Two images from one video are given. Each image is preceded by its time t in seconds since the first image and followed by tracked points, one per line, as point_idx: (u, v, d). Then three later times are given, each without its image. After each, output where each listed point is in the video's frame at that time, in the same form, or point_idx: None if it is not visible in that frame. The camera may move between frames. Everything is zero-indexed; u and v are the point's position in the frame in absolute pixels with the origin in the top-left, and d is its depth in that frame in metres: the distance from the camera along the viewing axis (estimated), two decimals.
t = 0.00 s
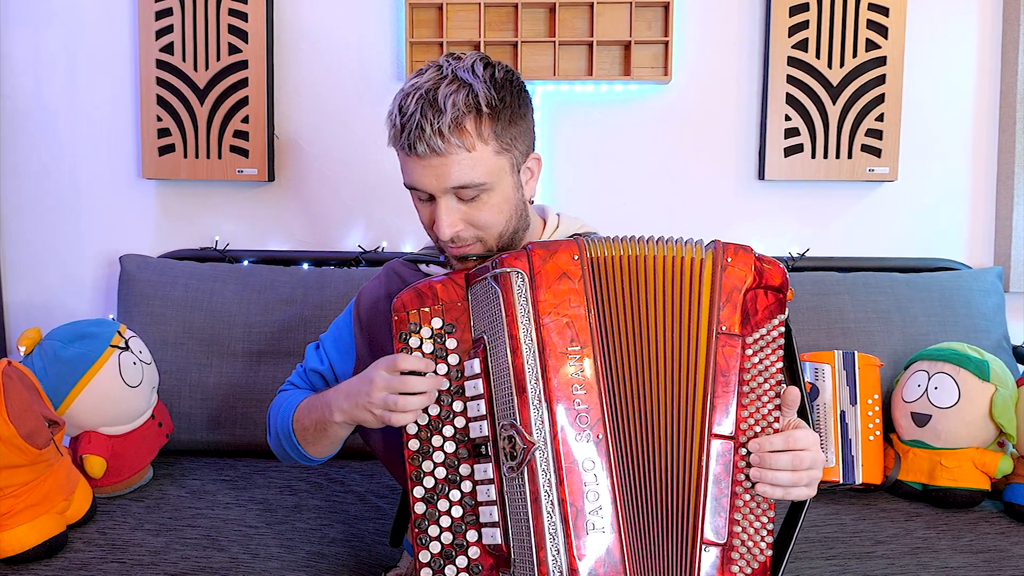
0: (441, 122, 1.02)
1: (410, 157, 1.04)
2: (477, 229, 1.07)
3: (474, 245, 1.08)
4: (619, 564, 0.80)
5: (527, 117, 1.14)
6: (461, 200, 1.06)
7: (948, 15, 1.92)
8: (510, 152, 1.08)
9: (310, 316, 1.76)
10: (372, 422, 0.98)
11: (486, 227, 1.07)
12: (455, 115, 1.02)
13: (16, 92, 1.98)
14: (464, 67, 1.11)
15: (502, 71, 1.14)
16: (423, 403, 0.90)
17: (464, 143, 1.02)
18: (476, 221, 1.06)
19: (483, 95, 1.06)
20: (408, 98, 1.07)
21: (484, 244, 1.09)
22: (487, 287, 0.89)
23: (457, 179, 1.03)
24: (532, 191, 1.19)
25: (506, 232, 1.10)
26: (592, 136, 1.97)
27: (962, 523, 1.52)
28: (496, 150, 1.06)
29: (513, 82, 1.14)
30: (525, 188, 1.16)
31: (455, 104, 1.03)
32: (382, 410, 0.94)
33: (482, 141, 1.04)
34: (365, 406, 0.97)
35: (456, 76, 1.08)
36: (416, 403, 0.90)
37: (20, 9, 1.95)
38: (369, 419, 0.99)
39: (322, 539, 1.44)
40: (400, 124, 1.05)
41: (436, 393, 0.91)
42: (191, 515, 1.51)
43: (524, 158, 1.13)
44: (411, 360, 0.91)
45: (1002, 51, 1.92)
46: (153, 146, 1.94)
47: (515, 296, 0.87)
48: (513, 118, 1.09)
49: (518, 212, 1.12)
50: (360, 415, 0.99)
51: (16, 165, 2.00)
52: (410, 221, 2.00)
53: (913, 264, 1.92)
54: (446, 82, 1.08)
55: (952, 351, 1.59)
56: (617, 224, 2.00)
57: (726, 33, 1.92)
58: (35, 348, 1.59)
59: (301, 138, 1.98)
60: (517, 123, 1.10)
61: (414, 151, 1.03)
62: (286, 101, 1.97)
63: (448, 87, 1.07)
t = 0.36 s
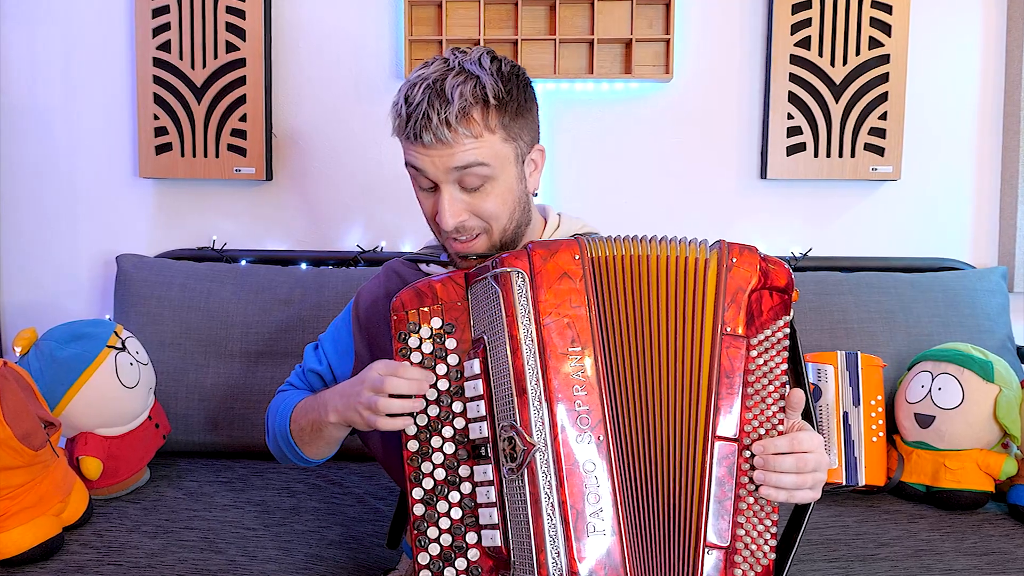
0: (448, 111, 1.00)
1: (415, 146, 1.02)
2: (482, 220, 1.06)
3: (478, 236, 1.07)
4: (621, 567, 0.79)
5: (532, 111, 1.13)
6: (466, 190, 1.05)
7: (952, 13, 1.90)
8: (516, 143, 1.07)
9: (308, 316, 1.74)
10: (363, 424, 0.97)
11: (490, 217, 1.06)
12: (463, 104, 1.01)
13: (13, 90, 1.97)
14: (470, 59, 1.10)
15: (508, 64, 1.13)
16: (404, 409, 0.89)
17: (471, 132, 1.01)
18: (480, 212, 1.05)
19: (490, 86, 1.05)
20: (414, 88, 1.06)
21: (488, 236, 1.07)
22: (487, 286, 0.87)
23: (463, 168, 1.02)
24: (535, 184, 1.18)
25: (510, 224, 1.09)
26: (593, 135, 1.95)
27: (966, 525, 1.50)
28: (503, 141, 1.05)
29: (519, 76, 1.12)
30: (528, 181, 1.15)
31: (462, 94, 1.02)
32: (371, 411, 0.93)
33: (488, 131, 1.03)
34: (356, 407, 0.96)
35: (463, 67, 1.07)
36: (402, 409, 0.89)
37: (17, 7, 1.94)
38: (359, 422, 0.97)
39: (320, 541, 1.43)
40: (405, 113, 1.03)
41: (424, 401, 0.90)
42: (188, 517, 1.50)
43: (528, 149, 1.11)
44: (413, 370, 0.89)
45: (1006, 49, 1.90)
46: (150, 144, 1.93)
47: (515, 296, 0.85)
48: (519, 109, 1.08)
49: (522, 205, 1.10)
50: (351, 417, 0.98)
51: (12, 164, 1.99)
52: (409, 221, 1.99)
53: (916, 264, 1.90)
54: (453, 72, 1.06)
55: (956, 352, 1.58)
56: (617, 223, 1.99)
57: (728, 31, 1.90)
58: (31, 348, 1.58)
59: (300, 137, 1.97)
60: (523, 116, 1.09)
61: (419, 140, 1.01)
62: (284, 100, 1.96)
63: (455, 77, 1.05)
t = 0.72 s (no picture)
0: (464, 92, 1.00)
1: (429, 127, 1.02)
2: (493, 205, 1.05)
3: (489, 222, 1.06)
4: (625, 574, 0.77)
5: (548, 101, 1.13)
6: (478, 175, 1.04)
7: (956, 10, 1.89)
8: (530, 129, 1.07)
9: (307, 317, 1.73)
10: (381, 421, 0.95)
11: (503, 203, 1.05)
12: (479, 85, 1.01)
13: (9, 89, 1.96)
14: (487, 46, 1.10)
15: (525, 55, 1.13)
16: (438, 404, 0.87)
17: (486, 114, 1.01)
18: (492, 197, 1.04)
19: (507, 70, 1.05)
20: (430, 71, 1.06)
21: (499, 222, 1.07)
22: (492, 287, 0.86)
23: (476, 150, 1.01)
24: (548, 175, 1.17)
25: (522, 211, 1.08)
26: (594, 134, 1.94)
27: (970, 527, 1.49)
28: (517, 125, 1.04)
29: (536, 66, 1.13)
30: (541, 171, 1.14)
31: (478, 76, 1.02)
32: (393, 408, 0.91)
33: (503, 115, 1.03)
34: (375, 404, 0.94)
35: (479, 52, 1.07)
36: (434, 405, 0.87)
37: (13, 4, 1.93)
38: (377, 419, 0.95)
39: (318, 543, 1.42)
40: (420, 94, 1.03)
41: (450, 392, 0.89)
42: (185, 519, 1.48)
43: (542, 137, 1.11)
44: (437, 352, 0.89)
45: (1010, 47, 1.89)
46: (146, 143, 1.91)
47: (521, 297, 0.83)
48: (535, 95, 1.07)
49: (533, 193, 1.10)
50: (367, 415, 0.96)
51: (8, 164, 1.98)
52: (408, 220, 1.97)
53: (920, 264, 1.89)
54: (469, 57, 1.07)
55: (960, 352, 1.57)
56: (618, 223, 1.97)
57: (729, 29, 1.89)
58: (27, 349, 1.57)
59: (298, 135, 1.95)
60: (538, 103, 1.09)
61: (434, 121, 1.01)
62: (283, 98, 1.95)
63: (471, 61, 1.05)
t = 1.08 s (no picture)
0: (489, 60, 1.03)
1: (450, 93, 1.04)
2: (507, 180, 1.06)
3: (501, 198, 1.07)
4: None
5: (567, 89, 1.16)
6: (494, 148, 1.06)
7: (959, 9, 1.88)
8: (550, 110, 1.09)
9: (305, 317, 1.72)
10: (389, 429, 0.93)
11: (517, 179, 1.06)
12: (504, 56, 1.04)
13: (5, 88, 1.94)
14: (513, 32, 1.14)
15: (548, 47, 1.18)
16: (446, 408, 0.86)
17: (508, 83, 1.04)
18: (507, 171, 1.05)
19: (532, 49, 1.08)
20: (455, 44, 1.09)
21: (511, 199, 1.08)
22: (503, 290, 0.84)
23: (496, 118, 1.03)
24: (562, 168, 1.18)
25: (535, 191, 1.09)
26: (594, 133, 1.93)
27: (974, 529, 1.47)
28: (538, 102, 1.07)
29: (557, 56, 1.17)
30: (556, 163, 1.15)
31: (503, 49, 1.05)
32: (403, 416, 0.89)
33: (525, 89, 1.05)
34: (382, 412, 0.92)
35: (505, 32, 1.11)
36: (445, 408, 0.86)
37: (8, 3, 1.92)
38: (385, 427, 0.93)
39: (317, 545, 1.40)
40: (443, 63, 1.06)
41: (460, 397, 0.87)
42: (182, 521, 1.47)
43: (561, 125, 1.13)
44: (442, 358, 0.87)
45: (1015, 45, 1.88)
46: (143, 142, 1.90)
47: (533, 303, 0.82)
48: (556, 80, 1.10)
49: (548, 176, 1.11)
50: (374, 422, 0.94)
51: (4, 163, 1.96)
52: (407, 219, 1.96)
53: (923, 264, 1.87)
54: (495, 35, 1.11)
55: (964, 353, 1.55)
56: (619, 222, 1.96)
57: (731, 27, 1.88)
58: (23, 349, 1.55)
59: (296, 134, 1.94)
60: (558, 87, 1.12)
61: (456, 86, 1.03)
62: (281, 97, 1.93)
63: (497, 37, 1.09)
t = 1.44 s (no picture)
0: (493, 51, 1.03)
1: (453, 82, 1.04)
2: (506, 173, 1.04)
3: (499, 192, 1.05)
4: None
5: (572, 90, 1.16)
6: (494, 140, 1.05)
7: (963, 6, 1.86)
8: (552, 107, 1.09)
9: (303, 317, 1.70)
10: (383, 432, 0.92)
11: (516, 172, 1.04)
12: (508, 49, 1.04)
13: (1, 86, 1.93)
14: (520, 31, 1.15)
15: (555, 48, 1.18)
16: (444, 410, 0.85)
17: (511, 75, 1.03)
18: (506, 164, 1.04)
19: (538, 45, 1.08)
20: (460, 37, 1.10)
21: (509, 193, 1.06)
22: (501, 291, 0.83)
23: (498, 109, 1.03)
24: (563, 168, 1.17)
25: (534, 188, 1.07)
26: (595, 131, 1.91)
27: (978, 531, 1.46)
28: (541, 97, 1.06)
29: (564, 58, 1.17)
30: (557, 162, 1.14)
31: (508, 43, 1.05)
32: (398, 418, 0.88)
33: (528, 82, 1.05)
34: (377, 413, 0.91)
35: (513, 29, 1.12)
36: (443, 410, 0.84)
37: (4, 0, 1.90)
38: (380, 429, 0.92)
39: (315, 548, 1.39)
40: (448, 54, 1.07)
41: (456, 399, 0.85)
42: (179, 523, 1.46)
43: (562, 124, 1.12)
44: (439, 360, 0.85)
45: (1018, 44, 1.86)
46: (140, 141, 1.89)
47: (531, 305, 0.80)
48: (559, 78, 1.10)
49: (548, 173, 1.10)
50: (369, 424, 0.93)
51: None
52: (407, 219, 1.95)
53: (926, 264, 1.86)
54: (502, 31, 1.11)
55: (968, 354, 1.54)
56: (619, 222, 1.94)
57: (733, 25, 1.86)
58: (19, 350, 1.54)
59: (294, 133, 1.93)
60: (563, 85, 1.11)
61: (458, 75, 1.03)
62: (279, 95, 1.92)
63: (503, 33, 1.10)
